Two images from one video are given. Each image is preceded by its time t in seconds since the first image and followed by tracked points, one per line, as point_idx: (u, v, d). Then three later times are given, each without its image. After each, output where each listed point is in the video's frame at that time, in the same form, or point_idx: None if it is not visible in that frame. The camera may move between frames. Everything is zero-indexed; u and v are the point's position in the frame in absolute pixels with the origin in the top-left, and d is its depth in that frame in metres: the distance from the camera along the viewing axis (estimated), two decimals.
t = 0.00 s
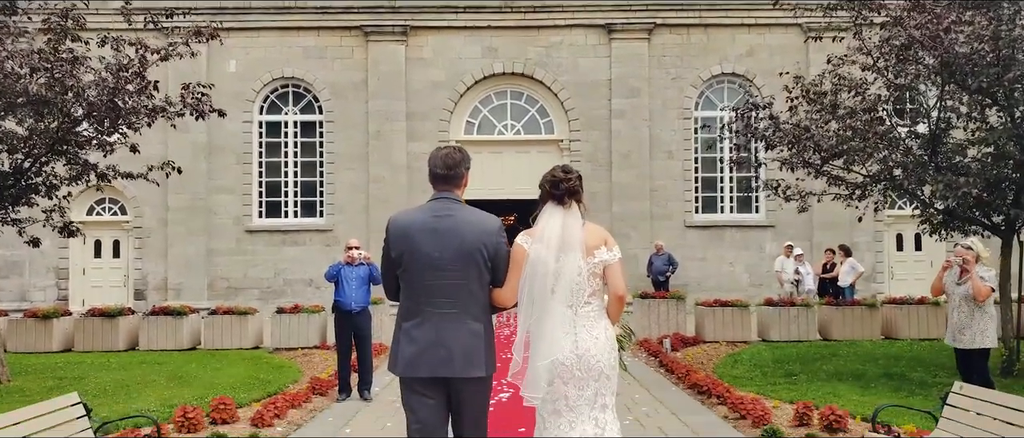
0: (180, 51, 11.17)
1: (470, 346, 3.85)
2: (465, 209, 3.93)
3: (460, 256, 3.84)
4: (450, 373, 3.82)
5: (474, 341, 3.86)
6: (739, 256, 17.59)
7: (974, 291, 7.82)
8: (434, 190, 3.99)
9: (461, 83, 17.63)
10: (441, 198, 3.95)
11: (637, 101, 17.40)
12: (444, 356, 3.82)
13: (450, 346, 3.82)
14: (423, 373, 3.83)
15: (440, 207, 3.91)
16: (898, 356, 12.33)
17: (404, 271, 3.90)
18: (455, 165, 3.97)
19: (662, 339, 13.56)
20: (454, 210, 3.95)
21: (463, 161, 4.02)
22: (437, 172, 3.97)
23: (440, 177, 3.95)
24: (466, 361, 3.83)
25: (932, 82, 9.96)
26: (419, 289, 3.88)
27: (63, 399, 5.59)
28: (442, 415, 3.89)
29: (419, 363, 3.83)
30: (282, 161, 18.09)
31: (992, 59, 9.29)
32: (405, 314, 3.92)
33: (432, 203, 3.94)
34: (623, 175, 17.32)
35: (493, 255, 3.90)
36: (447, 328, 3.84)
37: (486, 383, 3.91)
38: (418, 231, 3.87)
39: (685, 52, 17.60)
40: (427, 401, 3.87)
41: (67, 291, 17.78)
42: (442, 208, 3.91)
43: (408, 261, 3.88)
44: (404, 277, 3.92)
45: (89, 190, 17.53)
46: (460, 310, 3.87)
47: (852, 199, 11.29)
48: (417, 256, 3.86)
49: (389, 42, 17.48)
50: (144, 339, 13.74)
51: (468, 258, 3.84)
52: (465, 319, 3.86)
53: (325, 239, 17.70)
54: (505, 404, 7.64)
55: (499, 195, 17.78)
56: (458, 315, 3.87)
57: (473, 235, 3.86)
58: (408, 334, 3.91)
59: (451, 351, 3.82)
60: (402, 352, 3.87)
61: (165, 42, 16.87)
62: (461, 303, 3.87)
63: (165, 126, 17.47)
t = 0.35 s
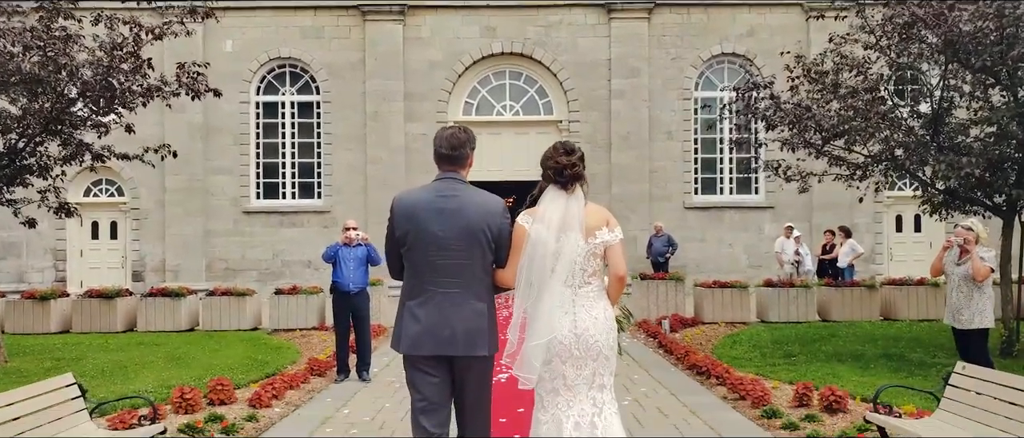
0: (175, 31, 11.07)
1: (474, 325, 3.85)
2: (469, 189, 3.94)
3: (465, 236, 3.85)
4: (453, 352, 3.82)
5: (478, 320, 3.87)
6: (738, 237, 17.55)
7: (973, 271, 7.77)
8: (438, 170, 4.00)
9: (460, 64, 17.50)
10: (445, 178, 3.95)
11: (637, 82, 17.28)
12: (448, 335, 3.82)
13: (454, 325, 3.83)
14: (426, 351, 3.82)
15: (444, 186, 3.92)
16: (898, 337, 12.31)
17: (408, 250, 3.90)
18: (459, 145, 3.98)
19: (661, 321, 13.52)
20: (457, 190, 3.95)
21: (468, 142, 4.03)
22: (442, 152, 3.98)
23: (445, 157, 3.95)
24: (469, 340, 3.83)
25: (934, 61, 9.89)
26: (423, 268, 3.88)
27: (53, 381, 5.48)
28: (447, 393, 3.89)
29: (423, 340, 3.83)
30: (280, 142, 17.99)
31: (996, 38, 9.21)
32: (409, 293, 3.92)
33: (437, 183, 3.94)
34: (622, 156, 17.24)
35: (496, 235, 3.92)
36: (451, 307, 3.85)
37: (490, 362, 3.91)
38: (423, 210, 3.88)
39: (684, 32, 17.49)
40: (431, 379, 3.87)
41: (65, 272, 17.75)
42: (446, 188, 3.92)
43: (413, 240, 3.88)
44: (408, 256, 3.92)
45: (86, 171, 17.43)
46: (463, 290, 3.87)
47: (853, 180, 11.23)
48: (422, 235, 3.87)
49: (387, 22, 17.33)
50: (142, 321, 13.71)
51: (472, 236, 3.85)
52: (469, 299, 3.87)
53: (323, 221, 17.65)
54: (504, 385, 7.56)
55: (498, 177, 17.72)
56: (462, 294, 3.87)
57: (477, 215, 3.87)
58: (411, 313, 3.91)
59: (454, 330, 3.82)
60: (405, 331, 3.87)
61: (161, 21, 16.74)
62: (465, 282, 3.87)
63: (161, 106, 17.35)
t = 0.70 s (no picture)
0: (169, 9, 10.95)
1: (478, 301, 3.86)
2: (474, 166, 3.92)
3: (469, 212, 3.84)
4: (458, 328, 3.83)
5: (483, 296, 3.88)
6: (737, 217, 17.48)
7: (973, 250, 7.73)
8: (442, 147, 3.98)
9: (458, 41, 17.34)
10: (450, 154, 3.94)
11: (637, 60, 17.11)
12: (453, 311, 3.83)
13: (458, 301, 3.83)
14: (431, 327, 3.83)
15: (448, 163, 3.90)
16: (898, 316, 12.26)
17: (413, 227, 3.90)
18: (465, 122, 3.97)
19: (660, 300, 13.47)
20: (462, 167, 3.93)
21: (474, 118, 4.01)
22: (448, 129, 3.96)
23: (450, 133, 3.93)
24: (474, 316, 3.84)
25: (938, 38, 9.81)
26: (428, 244, 3.87)
27: (46, 361, 5.38)
28: (450, 368, 3.90)
29: (427, 316, 3.83)
30: (277, 121, 17.86)
31: (1000, 15, 9.13)
32: (413, 269, 3.92)
33: (442, 159, 3.93)
34: (622, 135, 17.12)
35: (500, 212, 3.92)
36: (456, 283, 3.85)
37: (493, 338, 3.92)
38: (427, 187, 3.86)
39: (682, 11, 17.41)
40: (432, 355, 3.87)
41: (62, 252, 17.68)
42: (451, 165, 3.90)
43: (418, 217, 3.87)
44: (412, 233, 3.92)
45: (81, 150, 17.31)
46: (468, 266, 3.87)
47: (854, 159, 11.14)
48: (427, 211, 3.86)
49: None
50: (139, 301, 13.65)
51: (477, 213, 3.85)
52: (474, 275, 3.87)
53: (321, 201, 17.57)
54: (503, 364, 7.49)
55: (498, 156, 17.58)
56: (467, 270, 3.88)
57: (483, 193, 3.87)
58: (416, 289, 3.91)
59: (459, 306, 3.83)
60: (411, 307, 3.87)
61: None
62: (469, 259, 3.87)
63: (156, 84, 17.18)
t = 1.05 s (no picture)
0: None
1: (483, 280, 3.85)
2: (478, 146, 3.92)
3: (475, 191, 3.83)
4: (462, 307, 3.82)
5: (487, 275, 3.87)
6: (737, 198, 17.43)
7: (975, 231, 7.63)
8: (447, 127, 3.98)
9: (456, 21, 17.18)
10: (454, 134, 3.93)
11: (637, 40, 16.94)
12: (457, 289, 3.82)
13: (463, 280, 3.82)
14: (436, 305, 3.82)
15: (453, 143, 3.89)
16: (897, 297, 12.24)
17: (417, 206, 3.88)
18: (469, 101, 3.96)
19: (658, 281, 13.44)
20: (467, 147, 3.93)
21: (479, 98, 4.02)
22: (452, 108, 3.97)
23: (455, 112, 3.93)
24: (478, 295, 3.83)
25: (942, 17, 9.68)
26: (432, 224, 3.86)
27: (41, 341, 5.32)
28: (448, 343, 3.91)
29: (433, 295, 3.83)
30: (274, 101, 17.75)
31: None
32: (417, 249, 3.91)
33: (446, 139, 3.92)
34: (622, 116, 17.00)
35: (504, 192, 3.93)
36: (460, 262, 3.84)
37: (496, 317, 3.93)
38: (432, 166, 3.85)
39: None
40: (429, 338, 3.89)
41: (60, 233, 17.64)
42: (456, 144, 3.90)
43: (422, 196, 3.85)
44: (416, 212, 3.90)
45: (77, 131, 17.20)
46: (472, 245, 3.87)
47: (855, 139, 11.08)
48: (432, 190, 3.84)
49: None
50: (136, 282, 13.59)
51: (481, 192, 3.84)
52: (478, 254, 3.87)
53: (318, 182, 17.48)
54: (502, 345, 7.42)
55: (497, 137, 17.51)
56: (471, 250, 3.87)
57: (487, 172, 3.87)
58: (420, 269, 3.89)
59: (463, 284, 3.81)
60: (415, 287, 3.86)
61: None
62: (474, 238, 3.86)
63: (151, 64, 17.02)
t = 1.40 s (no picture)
0: None
1: (486, 258, 3.81)
2: (481, 124, 3.88)
3: (477, 169, 3.80)
4: (464, 285, 3.78)
5: (490, 253, 3.83)
6: (736, 178, 17.35)
7: (978, 211, 7.58)
8: (449, 105, 3.93)
9: None
10: (456, 112, 3.89)
11: (637, 18, 16.82)
12: (460, 268, 3.78)
13: (466, 259, 3.78)
14: (439, 284, 3.79)
15: (455, 121, 3.85)
16: (896, 277, 12.22)
17: (419, 185, 3.84)
18: (472, 78, 3.91)
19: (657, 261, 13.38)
20: (469, 125, 3.89)
21: (482, 75, 3.96)
22: (454, 85, 3.92)
23: (457, 90, 3.89)
24: (481, 274, 3.79)
25: None
26: (435, 202, 3.82)
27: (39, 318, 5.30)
28: (447, 318, 3.87)
29: (436, 273, 3.79)
30: (271, 80, 17.63)
31: None
32: (420, 228, 3.87)
33: (448, 116, 3.88)
34: (621, 94, 16.89)
35: (506, 170, 3.89)
36: (463, 240, 3.80)
37: (498, 295, 3.89)
38: (434, 144, 3.81)
39: None
40: (428, 313, 3.87)
41: (56, 213, 17.54)
42: (457, 122, 3.86)
43: (424, 175, 3.82)
44: (418, 191, 3.86)
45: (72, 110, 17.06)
46: (475, 224, 3.83)
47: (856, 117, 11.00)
48: (434, 168, 3.81)
49: None
50: (134, 262, 13.53)
51: (483, 171, 3.80)
52: (481, 233, 3.83)
53: (316, 162, 17.39)
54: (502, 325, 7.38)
55: (496, 116, 17.40)
56: (474, 229, 3.83)
57: (489, 150, 3.83)
58: (423, 248, 3.85)
59: (467, 263, 3.77)
60: (418, 266, 3.83)
61: None
62: (476, 217, 3.83)
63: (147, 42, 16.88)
